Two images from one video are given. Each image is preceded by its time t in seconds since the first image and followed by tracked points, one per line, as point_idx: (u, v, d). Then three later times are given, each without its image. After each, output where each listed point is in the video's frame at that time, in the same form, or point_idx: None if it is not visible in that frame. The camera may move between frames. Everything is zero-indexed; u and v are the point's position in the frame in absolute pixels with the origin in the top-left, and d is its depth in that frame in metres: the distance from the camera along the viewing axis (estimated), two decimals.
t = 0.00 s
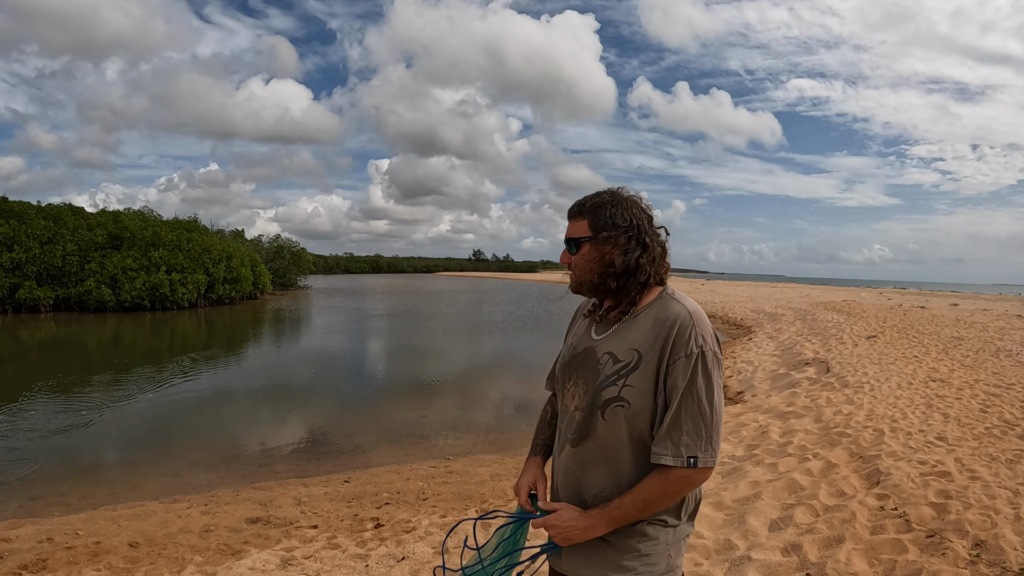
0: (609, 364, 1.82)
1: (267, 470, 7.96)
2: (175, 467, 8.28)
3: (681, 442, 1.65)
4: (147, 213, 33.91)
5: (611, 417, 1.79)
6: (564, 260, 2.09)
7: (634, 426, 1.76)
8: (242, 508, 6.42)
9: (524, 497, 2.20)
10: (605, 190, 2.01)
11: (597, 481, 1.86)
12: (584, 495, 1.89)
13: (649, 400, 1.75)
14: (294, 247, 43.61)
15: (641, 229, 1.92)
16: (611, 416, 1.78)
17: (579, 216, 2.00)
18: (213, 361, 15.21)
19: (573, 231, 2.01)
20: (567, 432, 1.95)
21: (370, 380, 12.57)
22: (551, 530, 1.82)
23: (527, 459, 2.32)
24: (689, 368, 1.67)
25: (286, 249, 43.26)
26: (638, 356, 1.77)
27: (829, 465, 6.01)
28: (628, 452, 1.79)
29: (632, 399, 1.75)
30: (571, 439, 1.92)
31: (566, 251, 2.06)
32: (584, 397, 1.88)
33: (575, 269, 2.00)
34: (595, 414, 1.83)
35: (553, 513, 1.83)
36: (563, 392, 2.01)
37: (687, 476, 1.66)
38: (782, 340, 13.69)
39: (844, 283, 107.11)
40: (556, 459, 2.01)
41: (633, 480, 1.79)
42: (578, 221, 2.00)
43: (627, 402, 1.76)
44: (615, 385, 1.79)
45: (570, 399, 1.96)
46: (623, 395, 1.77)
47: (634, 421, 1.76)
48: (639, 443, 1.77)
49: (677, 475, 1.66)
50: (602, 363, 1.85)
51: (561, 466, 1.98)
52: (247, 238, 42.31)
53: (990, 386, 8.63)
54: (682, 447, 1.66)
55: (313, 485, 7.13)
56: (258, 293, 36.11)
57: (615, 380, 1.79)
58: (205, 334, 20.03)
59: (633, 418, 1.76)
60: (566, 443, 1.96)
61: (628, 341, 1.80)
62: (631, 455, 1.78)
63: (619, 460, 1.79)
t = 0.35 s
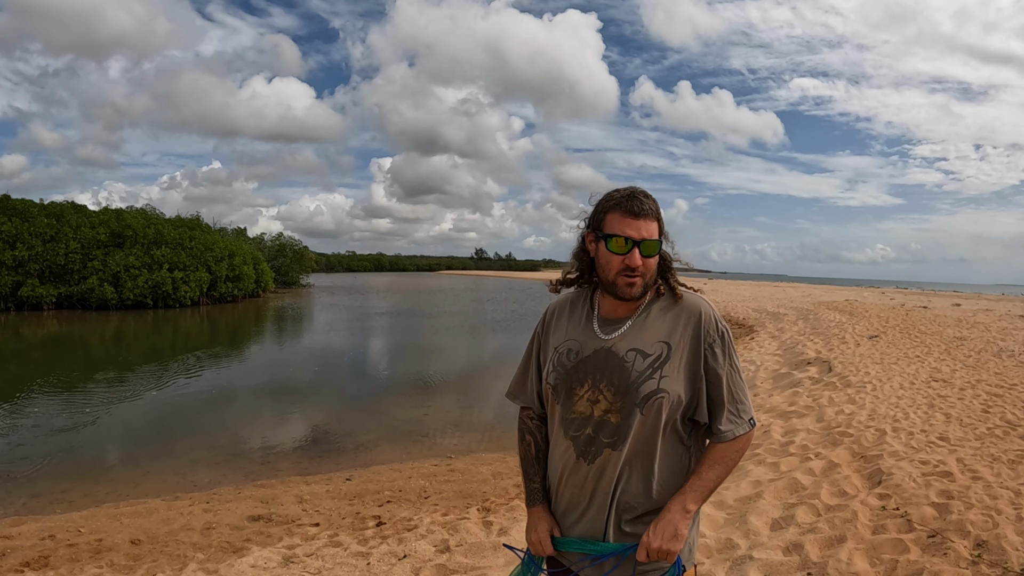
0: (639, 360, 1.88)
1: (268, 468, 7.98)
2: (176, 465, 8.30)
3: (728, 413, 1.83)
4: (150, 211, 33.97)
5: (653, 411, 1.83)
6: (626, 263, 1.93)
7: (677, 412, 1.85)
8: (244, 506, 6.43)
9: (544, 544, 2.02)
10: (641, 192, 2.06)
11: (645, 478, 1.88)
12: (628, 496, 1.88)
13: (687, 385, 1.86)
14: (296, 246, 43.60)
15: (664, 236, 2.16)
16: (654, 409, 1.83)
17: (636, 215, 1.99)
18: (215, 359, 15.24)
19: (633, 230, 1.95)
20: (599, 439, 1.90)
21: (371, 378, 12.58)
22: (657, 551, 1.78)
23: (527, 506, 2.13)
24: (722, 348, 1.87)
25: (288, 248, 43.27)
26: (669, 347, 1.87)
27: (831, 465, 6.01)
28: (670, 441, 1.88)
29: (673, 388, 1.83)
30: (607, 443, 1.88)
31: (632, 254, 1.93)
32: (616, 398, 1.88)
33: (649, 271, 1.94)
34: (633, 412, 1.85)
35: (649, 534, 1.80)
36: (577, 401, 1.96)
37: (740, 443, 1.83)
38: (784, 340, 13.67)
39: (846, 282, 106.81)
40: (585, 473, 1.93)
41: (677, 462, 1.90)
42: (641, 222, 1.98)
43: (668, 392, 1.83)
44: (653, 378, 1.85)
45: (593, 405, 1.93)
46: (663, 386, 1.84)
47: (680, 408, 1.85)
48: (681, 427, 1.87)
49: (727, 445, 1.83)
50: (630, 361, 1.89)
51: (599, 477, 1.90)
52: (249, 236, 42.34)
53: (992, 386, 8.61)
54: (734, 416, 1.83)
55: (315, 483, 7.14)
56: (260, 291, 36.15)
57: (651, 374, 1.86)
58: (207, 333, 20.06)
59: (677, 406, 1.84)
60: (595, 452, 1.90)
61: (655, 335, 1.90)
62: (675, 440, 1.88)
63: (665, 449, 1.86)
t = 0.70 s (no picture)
0: (644, 356, 1.88)
1: (267, 468, 7.98)
2: (176, 465, 8.30)
3: (726, 406, 1.86)
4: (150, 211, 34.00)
5: (660, 406, 1.85)
6: (620, 256, 1.93)
7: (681, 406, 1.87)
8: (243, 506, 6.43)
9: (544, 564, 1.99)
10: (638, 189, 2.07)
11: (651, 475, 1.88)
12: (636, 494, 1.89)
13: (690, 379, 1.88)
14: (297, 245, 43.60)
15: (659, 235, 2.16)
16: (661, 404, 1.84)
17: (632, 210, 1.99)
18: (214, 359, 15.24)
19: (629, 224, 1.96)
20: (609, 436, 1.89)
21: (370, 378, 12.59)
22: (664, 565, 1.83)
23: (521, 521, 2.09)
24: (721, 341, 1.89)
25: (288, 248, 43.27)
26: (673, 341, 1.89)
27: (830, 466, 6.01)
28: (674, 436, 1.90)
29: (678, 381, 1.85)
30: (618, 440, 1.87)
31: (627, 247, 1.94)
32: (624, 394, 1.88)
33: (645, 264, 1.94)
34: (642, 408, 1.85)
35: (657, 546, 1.86)
36: (583, 399, 1.94)
37: (733, 439, 1.84)
38: (784, 340, 13.67)
39: (846, 283, 106.75)
40: (594, 473, 1.91)
41: (679, 458, 1.93)
42: (637, 216, 1.99)
43: (673, 386, 1.85)
44: (659, 372, 1.86)
45: (600, 403, 1.91)
46: (669, 380, 1.85)
47: (684, 401, 1.87)
48: (683, 420, 1.90)
49: (722, 440, 1.85)
50: (636, 356, 1.89)
51: (610, 476, 1.89)
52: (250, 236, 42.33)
53: (992, 387, 8.61)
54: (728, 410, 1.85)
55: (314, 483, 7.15)
56: (260, 291, 36.17)
57: (657, 368, 1.86)
58: (207, 332, 20.06)
59: (681, 401, 1.86)
60: (603, 450, 1.89)
61: (658, 330, 1.91)
62: (678, 435, 1.90)
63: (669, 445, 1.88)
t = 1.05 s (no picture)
0: (640, 358, 1.88)
1: (268, 468, 7.99)
2: (176, 464, 8.31)
3: (719, 417, 1.84)
4: (151, 212, 34.03)
5: (655, 410, 1.84)
6: (620, 253, 1.94)
7: (675, 411, 1.86)
8: (243, 506, 6.44)
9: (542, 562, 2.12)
10: (639, 189, 2.09)
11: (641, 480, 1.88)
12: (627, 497, 1.89)
13: (685, 385, 1.87)
14: (297, 245, 43.62)
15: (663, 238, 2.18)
16: (654, 408, 1.84)
17: (634, 208, 2.01)
18: (215, 359, 15.26)
19: (630, 222, 1.97)
20: (603, 435, 1.91)
21: (370, 378, 12.61)
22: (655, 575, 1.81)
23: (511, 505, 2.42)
24: (719, 349, 1.86)
25: (289, 248, 43.31)
26: (670, 346, 1.87)
27: (829, 467, 6.01)
28: (668, 442, 1.89)
29: (672, 386, 1.84)
30: (612, 440, 1.89)
31: (627, 244, 1.94)
32: (619, 395, 1.88)
33: (645, 262, 1.94)
34: (636, 410, 1.86)
35: (647, 558, 1.83)
36: (579, 397, 1.97)
37: (723, 449, 1.84)
38: (784, 341, 13.68)
39: (847, 283, 106.70)
40: (588, 470, 1.94)
41: (672, 465, 1.92)
42: (637, 215, 1.99)
43: (668, 391, 1.84)
44: (654, 376, 1.85)
45: (596, 402, 1.93)
46: (664, 385, 1.85)
47: (677, 406, 1.86)
48: (678, 426, 1.89)
49: (713, 449, 1.85)
50: (632, 358, 1.89)
51: (605, 473, 1.91)
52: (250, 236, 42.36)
53: (992, 388, 8.62)
54: (722, 419, 1.84)
55: (314, 483, 7.16)
56: (261, 291, 36.21)
57: (652, 372, 1.86)
58: (206, 333, 20.05)
59: (674, 406, 1.85)
60: (597, 449, 1.92)
61: (656, 334, 1.90)
62: (670, 441, 1.90)
63: (661, 449, 1.88)
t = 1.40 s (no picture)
0: (640, 366, 1.90)
1: (269, 468, 8.02)
2: (178, 465, 8.33)
3: (719, 421, 1.85)
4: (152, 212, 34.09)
5: (655, 416, 1.86)
6: (619, 264, 1.96)
7: (675, 416, 1.88)
8: (244, 506, 6.47)
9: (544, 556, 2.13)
10: (635, 196, 2.10)
11: (640, 483, 1.90)
12: (626, 501, 1.92)
13: (686, 391, 1.88)
14: (299, 246, 43.69)
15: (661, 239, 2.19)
16: (655, 415, 1.85)
17: (631, 217, 2.01)
18: (216, 360, 15.29)
19: (627, 231, 1.98)
20: (604, 439, 1.93)
21: (371, 379, 12.65)
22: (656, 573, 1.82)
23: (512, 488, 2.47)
24: (718, 356, 1.88)
25: (290, 248, 43.38)
26: (671, 353, 1.89)
27: (830, 467, 6.02)
28: (669, 446, 1.91)
29: (673, 393, 1.86)
30: (612, 444, 1.91)
31: (625, 255, 1.96)
32: (620, 402, 1.90)
33: (643, 271, 1.96)
34: (636, 416, 1.88)
35: (647, 556, 1.84)
36: (580, 403, 1.99)
37: (724, 451, 1.85)
38: (785, 341, 13.69)
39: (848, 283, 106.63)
40: (587, 473, 1.97)
41: (672, 468, 1.93)
42: (633, 224, 2.00)
43: (669, 398, 1.86)
44: (655, 383, 1.87)
45: (596, 407, 1.96)
46: (664, 392, 1.86)
47: (676, 413, 1.88)
48: (678, 430, 1.90)
49: (714, 451, 1.86)
50: (633, 366, 1.91)
51: (604, 478, 1.93)
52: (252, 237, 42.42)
53: (992, 388, 8.62)
54: (724, 422, 1.85)
55: (315, 483, 7.18)
56: (262, 292, 36.29)
57: (653, 379, 1.88)
58: (208, 333, 20.10)
59: (675, 412, 1.87)
60: (596, 454, 1.94)
61: (656, 342, 1.91)
62: (672, 445, 1.91)
63: (661, 454, 1.90)
